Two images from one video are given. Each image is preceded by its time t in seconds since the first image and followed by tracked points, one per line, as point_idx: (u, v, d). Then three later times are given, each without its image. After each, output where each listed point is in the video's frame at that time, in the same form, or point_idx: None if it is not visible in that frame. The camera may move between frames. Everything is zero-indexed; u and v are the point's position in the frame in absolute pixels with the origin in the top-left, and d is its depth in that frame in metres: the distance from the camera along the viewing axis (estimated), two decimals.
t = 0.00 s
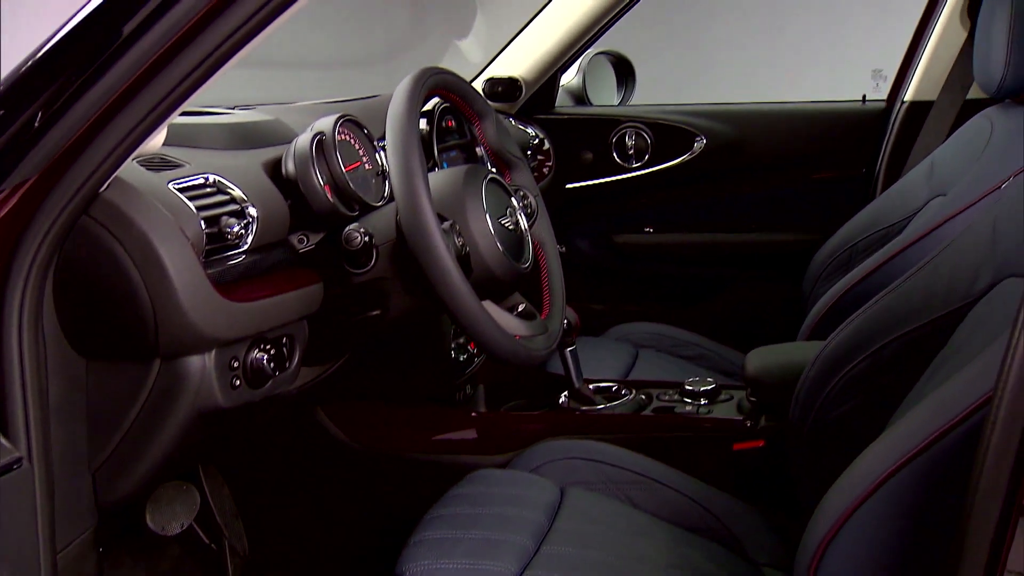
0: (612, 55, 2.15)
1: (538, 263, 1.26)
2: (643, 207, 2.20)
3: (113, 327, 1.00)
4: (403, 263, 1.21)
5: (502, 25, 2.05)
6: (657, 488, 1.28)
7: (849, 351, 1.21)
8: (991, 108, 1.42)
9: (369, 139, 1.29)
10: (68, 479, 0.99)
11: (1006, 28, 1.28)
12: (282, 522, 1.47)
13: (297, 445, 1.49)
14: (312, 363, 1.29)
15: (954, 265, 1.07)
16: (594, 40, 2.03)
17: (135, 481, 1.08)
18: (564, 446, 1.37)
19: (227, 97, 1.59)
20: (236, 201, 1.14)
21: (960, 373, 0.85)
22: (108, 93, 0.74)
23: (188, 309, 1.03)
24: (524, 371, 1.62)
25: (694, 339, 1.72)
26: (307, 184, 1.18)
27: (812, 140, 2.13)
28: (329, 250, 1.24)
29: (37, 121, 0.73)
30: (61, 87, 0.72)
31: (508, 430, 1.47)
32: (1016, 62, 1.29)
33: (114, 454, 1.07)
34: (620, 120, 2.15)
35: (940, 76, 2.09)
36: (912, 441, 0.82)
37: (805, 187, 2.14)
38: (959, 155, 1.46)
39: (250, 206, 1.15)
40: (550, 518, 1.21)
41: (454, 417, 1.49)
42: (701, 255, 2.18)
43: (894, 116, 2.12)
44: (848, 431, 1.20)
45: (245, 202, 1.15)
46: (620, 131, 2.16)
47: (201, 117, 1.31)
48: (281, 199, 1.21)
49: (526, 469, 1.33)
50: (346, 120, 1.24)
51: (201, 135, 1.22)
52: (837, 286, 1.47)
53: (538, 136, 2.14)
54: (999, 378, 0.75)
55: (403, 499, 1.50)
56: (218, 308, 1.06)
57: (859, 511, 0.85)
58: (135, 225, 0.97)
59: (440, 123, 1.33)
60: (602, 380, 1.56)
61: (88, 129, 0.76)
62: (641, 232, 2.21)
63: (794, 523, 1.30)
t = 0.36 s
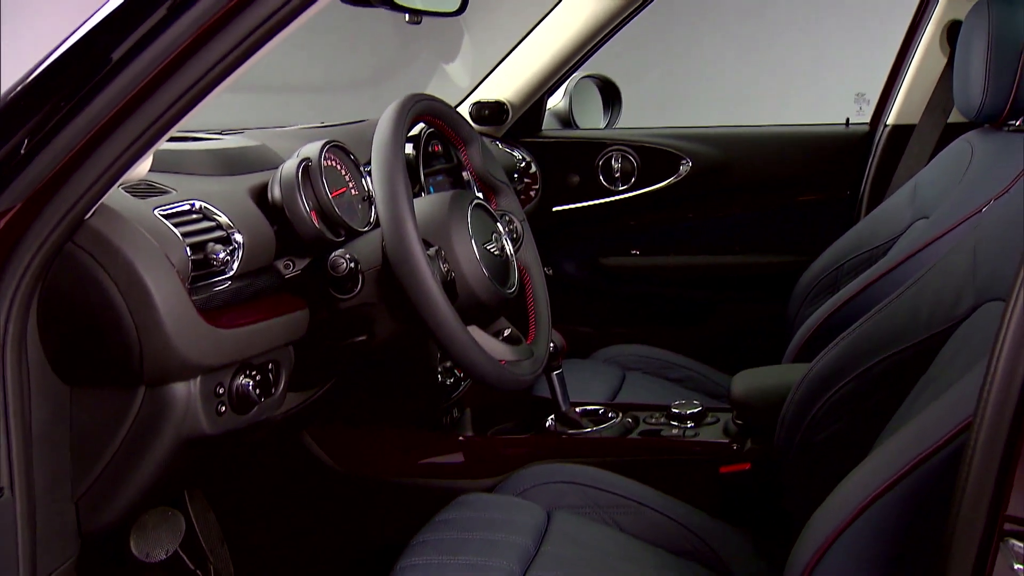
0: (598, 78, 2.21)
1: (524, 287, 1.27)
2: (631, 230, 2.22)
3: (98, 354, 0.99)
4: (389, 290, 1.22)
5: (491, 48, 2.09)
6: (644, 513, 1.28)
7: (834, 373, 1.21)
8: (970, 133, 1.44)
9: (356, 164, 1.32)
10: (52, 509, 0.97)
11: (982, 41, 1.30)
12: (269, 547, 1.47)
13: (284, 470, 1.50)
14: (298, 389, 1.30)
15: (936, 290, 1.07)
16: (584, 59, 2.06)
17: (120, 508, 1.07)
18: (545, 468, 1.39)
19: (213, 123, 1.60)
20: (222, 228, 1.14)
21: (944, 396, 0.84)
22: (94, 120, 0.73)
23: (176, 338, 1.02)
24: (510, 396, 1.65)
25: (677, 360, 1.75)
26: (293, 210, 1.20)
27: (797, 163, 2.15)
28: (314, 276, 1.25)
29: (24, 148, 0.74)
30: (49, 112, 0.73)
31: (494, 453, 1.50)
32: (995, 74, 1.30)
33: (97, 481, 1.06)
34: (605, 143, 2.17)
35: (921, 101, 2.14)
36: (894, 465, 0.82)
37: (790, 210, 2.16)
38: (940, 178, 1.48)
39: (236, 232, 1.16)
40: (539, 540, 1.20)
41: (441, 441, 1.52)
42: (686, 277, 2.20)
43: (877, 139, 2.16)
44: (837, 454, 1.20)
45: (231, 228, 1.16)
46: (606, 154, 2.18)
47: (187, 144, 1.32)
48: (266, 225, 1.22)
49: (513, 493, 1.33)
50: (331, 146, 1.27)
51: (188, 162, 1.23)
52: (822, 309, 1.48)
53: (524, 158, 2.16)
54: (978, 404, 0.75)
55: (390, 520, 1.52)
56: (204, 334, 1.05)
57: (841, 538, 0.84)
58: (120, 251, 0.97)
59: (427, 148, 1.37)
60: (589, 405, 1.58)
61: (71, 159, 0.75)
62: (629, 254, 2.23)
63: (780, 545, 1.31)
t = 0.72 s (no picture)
0: (589, 94, 2.22)
1: (515, 304, 1.28)
2: (622, 245, 2.25)
3: (87, 374, 0.98)
4: (379, 308, 1.22)
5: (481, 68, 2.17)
6: (635, 529, 1.28)
7: (824, 390, 1.22)
8: (958, 149, 1.45)
9: (347, 182, 1.33)
10: (41, 531, 0.95)
11: (969, 58, 1.32)
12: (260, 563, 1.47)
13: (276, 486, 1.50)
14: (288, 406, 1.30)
15: (926, 306, 1.07)
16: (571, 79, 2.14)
17: (109, 526, 1.05)
18: (540, 486, 1.40)
19: (204, 142, 1.61)
20: (213, 245, 1.15)
21: (928, 415, 0.82)
22: (82, 142, 0.70)
23: (163, 352, 1.01)
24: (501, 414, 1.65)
25: (671, 378, 1.77)
26: (284, 228, 1.21)
27: (787, 178, 2.17)
28: (304, 293, 1.26)
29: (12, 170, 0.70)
30: (40, 131, 0.69)
31: (485, 471, 1.53)
32: (982, 82, 1.30)
33: (85, 501, 1.04)
34: (597, 159, 2.22)
35: (909, 114, 2.12)
36: (884, 481, 0.81)
37: (781, 226, 2.18)
38: (929, 194, 1.49)
39: (226, 250, 1.16)
40: (530, 557, 1.19)
41: (433, 458, 1.55)
42: (678, 292, 2.21)
43: (866, 155, 2.16)
44: (827, 471, 1.20)
45: (222, 246, 1.16)
46: (597, 170, 2.23)
47: (179, 161, 1.33)
48: (257, 242, 1.22)
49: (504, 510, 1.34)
50: (322, 164, 1.28)
51: (180, 179, 1.25)
52: (812, 325, 1.49)
53: (516, 174, 2.22)
54: (964, 422, 0.72)
55: (382, 536, 1.56)
56: (194, 352, 1.05)
57: (831, 557, 0.83)
58: (109, 270, 0.96)
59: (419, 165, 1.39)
60: (580, 420, 1.59)
61: (57, 182, 0.71)
62: (620, 270, 2.25)
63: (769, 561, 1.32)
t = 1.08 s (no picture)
0: (584, 105, 2.28)
1: (509, 315, 1.29)
2: (617, 256, 2.26)
3: (81, 387, 0.98)
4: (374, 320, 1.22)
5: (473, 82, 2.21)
6: (631, 540, 1.28)
7: (818, 401, 1.22)
8: (950, 160, 1.46)
9: (342, 194, 1.34)
10: (33, 544, 0.94)
11: (961, 71, 1.33)
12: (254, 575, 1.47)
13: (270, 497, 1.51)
14: (283, 418, 1.30)
15: (918, 318, 1.08)
16: (568, 88, 2.16)
17: (104, 538, 1.05)
18: (534, 498, 1.40)
19: (199, 154, 1.62)
20: (208, 258, 1.15)
21: (924, 426, 0.82)
22: (78, 154, 0.69)
23: (156, 363, 1.01)
24: (496, 424, 1.66)
25: (665, 388, 1.78)
26: (278, 239, 1.22)
27: (781, 189, 2.18)
28: (299, 305, 1.26)
29: (8, 180, 0.69)
30: (36, 143, 0.69)
31: (479, 481, 1.53)
32: (975, 82, 1.32)
33: (79, 514, 1.03)
34: (592, 170, 2.23)
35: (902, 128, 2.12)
36: (878, 493, 0.80)
37: (776, 236, 2.19)
38: (922, 205, 1.50)
39: (221, 262, 1.16)
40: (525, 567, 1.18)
41: (428, 471, 1.55)
42: (673, 303, 2.22)
43: (860, 165, 2.16)
44: (821, 481, 1.20)
45: (216, 258, 1.16)
46: (592, 181, 2.23)
47: (174, 174, 1.34)
48: (251, 253, 1.22)
49: (499, 521, 1.34)
50: (318, 176, 1.28)
51: (175, 191, 1.25)
52: (805, 336, 1.49)
53: (511, 184, 2.22)
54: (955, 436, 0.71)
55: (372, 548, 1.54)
56: (189, 365, 1.05)
57: (825, 570, 0.82)
58: (103, 283, 0.96)
59: (413, 176, 1.40)
60: (575, 432, 1.60)
61: (53, 194, 0.70)
62: (614, 281, 2.26)
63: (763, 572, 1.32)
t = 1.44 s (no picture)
0: (580, 113, 2.29)
1: (506, 323, 1.29)
2: (614, 263, 2.27)
3: (78, 396, 0.97)
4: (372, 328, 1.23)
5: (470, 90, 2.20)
6: (627, 548, 1.28)
7: (814, 409, 1.22)
8: (946, 168, 1.47)
9: (339, 202, 1.34)
10: (27, 552, 0.94)
11: (956, 79, 1.34)
12: None
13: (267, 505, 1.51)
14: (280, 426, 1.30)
15: (915, 326, 1.08)
16: (566, 95, 2.17)
17: (101, 546, 1.04)
18: (530, 506, 1.40)
19: (196, 163, 1.62)
20: (204, 266, 1.15)
21: (920, 434, 0.82)
22: (74, 164, 0.69)
23: (152, 371, 1.01)
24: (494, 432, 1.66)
25: (662, 396, 1.79)
26: (275, 248, 1.22)
27: (778, 196, 2.19)
28: (296, 314, 1.27)
29: (5, 189, 0.69)
30: (31, 152, 0.69)
31: (476, 488, 1.53)
32: (969, 70, 1.32)
33: (75, 522, 1.03)
34: (589, 178, 2.24)
35: (897, 134, 2.12)
36: (875, 501, 0.80)
37: (773, 243, 2.19)
38: (918, 212, 1.50)
39: (217, 270, 1.17)
40: (521, 575, 1.18)
41: (426, 478, 1.55)
42: (671, 310, 2.22)
43: (856, 172, 2.17)
44: (818, 489, 1.20)
45: (213, 267, 1.16)
46: (588, 189, 2.25)
47: (172, 182, 1.34)
48: (248, 262, 1.23)
49: (496, 528, 1.34)
50: (314, 184, 1.29)
51: (173, 199, 1.25)
52: (801, 344, 1.50)
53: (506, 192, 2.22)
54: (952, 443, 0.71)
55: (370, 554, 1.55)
56: (186, 374, 1.05)
57: None
58: (100, 292, 0.96)
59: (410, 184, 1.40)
60: (572, 439, 1.61)
61: (48, 205, 0.70)
62: (611, 288, 2.27)
63: None
